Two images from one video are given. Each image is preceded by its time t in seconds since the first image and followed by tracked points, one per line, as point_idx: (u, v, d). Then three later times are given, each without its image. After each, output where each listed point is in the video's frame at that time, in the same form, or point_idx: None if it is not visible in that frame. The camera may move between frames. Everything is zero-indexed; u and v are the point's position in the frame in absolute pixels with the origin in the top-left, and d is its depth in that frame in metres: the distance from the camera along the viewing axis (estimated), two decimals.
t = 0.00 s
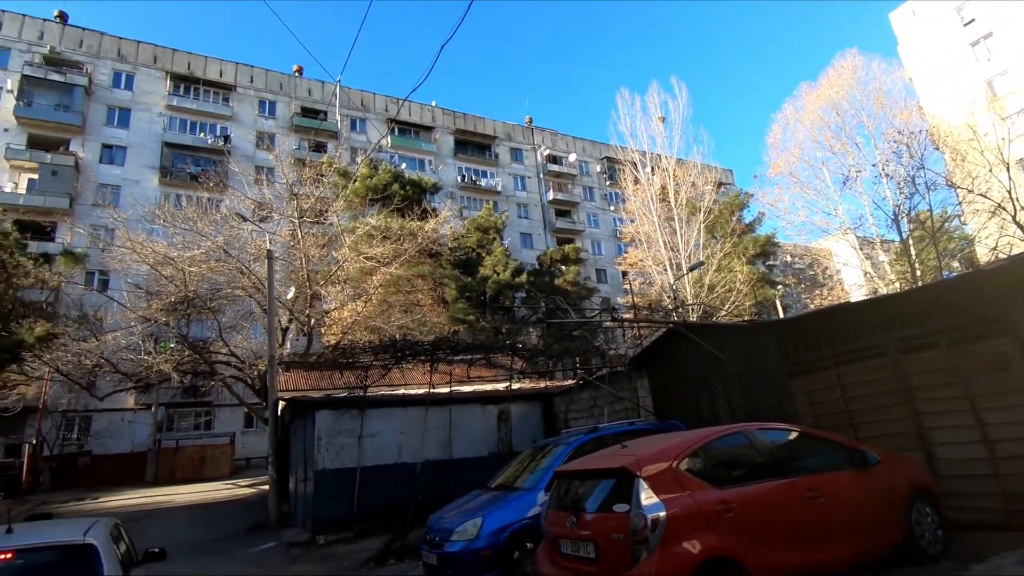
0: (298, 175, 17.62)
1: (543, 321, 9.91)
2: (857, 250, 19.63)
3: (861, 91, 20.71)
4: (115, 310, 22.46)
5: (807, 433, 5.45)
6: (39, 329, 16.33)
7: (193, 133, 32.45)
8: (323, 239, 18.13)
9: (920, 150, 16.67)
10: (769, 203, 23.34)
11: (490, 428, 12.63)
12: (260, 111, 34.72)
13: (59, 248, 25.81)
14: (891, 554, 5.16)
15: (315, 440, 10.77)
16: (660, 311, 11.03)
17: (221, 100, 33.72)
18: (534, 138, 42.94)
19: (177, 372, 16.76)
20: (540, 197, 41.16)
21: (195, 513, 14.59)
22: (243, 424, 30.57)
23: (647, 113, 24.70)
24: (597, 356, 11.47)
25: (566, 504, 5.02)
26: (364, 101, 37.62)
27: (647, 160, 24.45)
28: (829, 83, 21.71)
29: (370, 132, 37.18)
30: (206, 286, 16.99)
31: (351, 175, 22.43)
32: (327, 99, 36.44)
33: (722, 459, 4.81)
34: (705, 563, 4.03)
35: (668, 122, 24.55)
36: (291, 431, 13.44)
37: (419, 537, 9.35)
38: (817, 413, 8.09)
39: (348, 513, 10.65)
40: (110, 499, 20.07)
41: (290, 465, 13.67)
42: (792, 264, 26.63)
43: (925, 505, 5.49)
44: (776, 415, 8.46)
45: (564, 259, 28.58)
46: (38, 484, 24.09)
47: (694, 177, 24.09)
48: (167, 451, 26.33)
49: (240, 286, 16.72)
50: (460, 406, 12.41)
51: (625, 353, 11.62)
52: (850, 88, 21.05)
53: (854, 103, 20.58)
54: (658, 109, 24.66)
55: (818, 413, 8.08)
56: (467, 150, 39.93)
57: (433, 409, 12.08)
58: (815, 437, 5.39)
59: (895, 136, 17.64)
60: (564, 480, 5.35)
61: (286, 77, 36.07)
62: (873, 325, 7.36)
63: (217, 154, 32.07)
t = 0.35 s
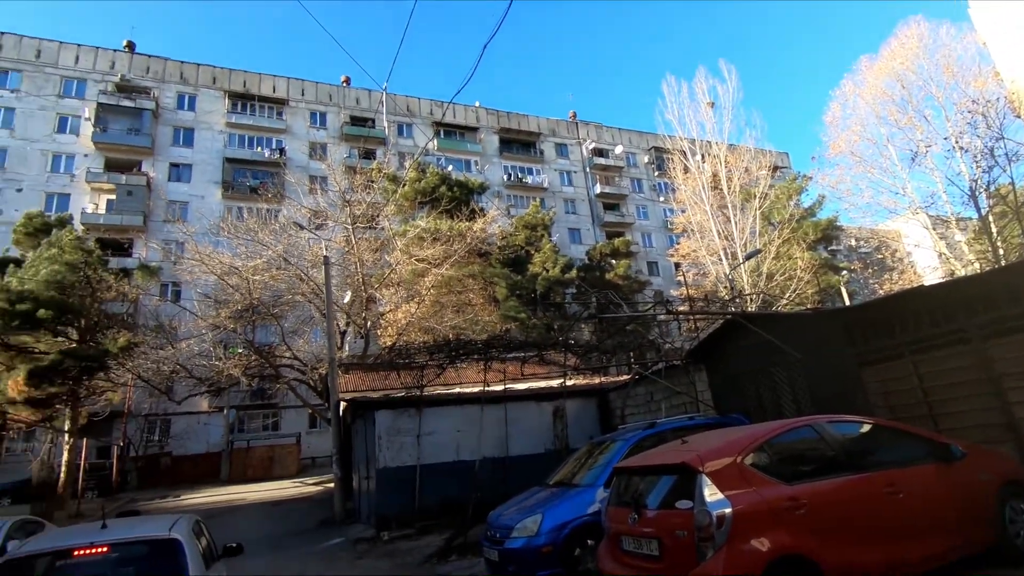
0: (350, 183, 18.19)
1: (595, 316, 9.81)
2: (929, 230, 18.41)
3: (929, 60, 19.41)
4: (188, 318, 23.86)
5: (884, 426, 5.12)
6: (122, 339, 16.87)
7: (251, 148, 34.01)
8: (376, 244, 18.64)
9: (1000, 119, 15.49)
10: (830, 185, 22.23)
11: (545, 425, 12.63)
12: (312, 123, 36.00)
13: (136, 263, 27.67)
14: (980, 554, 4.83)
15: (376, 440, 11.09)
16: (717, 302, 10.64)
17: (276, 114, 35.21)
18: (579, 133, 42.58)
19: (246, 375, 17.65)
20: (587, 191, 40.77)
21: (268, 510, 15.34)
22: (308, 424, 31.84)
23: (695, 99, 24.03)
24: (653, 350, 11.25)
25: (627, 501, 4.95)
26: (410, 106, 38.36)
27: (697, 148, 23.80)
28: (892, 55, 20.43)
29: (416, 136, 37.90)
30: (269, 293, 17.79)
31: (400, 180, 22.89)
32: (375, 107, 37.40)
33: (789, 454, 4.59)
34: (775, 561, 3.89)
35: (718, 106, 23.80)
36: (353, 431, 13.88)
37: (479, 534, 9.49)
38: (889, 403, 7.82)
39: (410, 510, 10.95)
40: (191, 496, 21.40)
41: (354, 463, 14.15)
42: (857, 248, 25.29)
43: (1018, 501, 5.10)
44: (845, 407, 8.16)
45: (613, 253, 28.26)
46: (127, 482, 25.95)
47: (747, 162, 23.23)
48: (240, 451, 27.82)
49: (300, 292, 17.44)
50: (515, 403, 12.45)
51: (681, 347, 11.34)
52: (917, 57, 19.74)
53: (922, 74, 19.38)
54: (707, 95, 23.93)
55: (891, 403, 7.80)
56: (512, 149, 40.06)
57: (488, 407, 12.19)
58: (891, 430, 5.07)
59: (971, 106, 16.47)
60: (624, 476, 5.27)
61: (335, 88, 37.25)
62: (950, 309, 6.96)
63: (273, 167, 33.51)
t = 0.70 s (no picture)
0: (402, 186, 18.62)
1: (652, 308, 9.59)
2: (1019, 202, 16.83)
3: (1012, 14, 17.55)
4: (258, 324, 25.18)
5: (972, 415, 4.74)
6: (199, 346, 18.05)
7: (308, 158, 35.40)
8: (430, 245, 19.04)
9: None
10: (901, 160, 20.82)
11: (605, 419, 12.51)
12: (364, 130, 37.06)
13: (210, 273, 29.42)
14: None
15: (438, 437, 11.32)
16: (782, 288, 10.13)
17: (330, 124, 36.51)
18: (628, 122, 41.81)
19: (313, 377, 18.46)
20: (638, 181, 40.00)
21: (339, 506, 16.01)
22: (373, 423, 32.93)
23: (749, 79, 23.07)
24: (714, 341, 10.90)
25: (693, 495, 4.83)
26: (456, 107, 38.86)
27: (753, 130, 22.86)
28: (969, 12, 18.64)
29: (464, 136, 38.33)
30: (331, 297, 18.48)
31: (450, 181, 23.22)
32: (423, 110, 38.11)
33: (867, 445, 4.32)
34: (855, 558, 3.70)
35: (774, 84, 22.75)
36: (415, 428, 14.22)
37: (544, 528, 9.53)
38: (980, 390, 7.41)
39: (474, 505, 11.14)
40: (267, 493, 22.62)
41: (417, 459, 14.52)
42: (934, 226, 23.64)
43: None
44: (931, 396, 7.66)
45: (668, 243, 27.63)
46: (209, 480, 27.75)
47: (808, 141, 22.11)
48: (310, 449, 29.14)
49: (359, 295, 18.03)
50: (573, 398, 12.39)
51: (744, 337, 10.92)
52: (998, 13, 17.88)
53: (1004, 33, 17.81)
54: (762, 73, 22.93)
55: (981, 390, 7.38)
56: (560, 142, 39.83)
57: (547, 402, 12.18)
58: (982, 419, 4.69)
59: None
60: (689, 470, 5.14)
61: (384, 95, 38.18)
62: None
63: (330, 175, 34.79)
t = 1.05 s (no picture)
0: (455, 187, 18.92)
1: (714, 297, 9.29)
2: None
3: None
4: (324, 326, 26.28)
5: None
6: (271, 349, 19.21)
7: (365, 164, 36.56)
8: (484, 243, 19.29)
9: None
10: (987, 127, 19.24)
11: (668, 412, 12.27)
12: (416, 133, 37.87)
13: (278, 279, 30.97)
14: None
15: (500, 433, 11.45)
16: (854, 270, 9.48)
17: (384, 130, 37.53)
18: (681, 107, 40.62)
19: (378, 376, 19.13)
20: (694, 167, 38.85)
21: (407, 500, 16.55)
22: (436, 419, 33.72)
23: (811, 52, 21.88)
24: (781, 329, 10.39)
25: (764, 489, 4.65)
26: (505, 104, 39.05)
27: (817, 105, 21.69)
28: None
29: (514, 133, 38.43)
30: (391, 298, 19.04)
31: (502, 178, 23.35)
32: (472, 109, 38.53)
33: (956, 435, 4.03)
34: (946, 555, 3.48)
35: (838, 56, 21.48)
36: (477, 424, 14.44)
37: (609, 523, 9.46)
38: None
39: (539, 499, 11.24)
40: (340, 488, 23.67)
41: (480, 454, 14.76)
42: None
43: None
44: None
45: (728, 229, 26.73)
46: (286, 476, 29.32)
47: (879, 113, 20.75)
48: (377, 446, 30.21)
49: (418, 295, 18.49)
50: (635, 391, 12.20)
51: (815, 323, 10.36)
52: None
53: None
54: (824, 45, 21.70)
55: None
56: (611, 132, 39.23)
57: (607, 396, 12.03)
58: None
59: None
60: (759, 463, 4.96)
61: (434, 97, 38.83)
62: None
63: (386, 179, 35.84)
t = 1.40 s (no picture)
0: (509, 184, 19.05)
1: (782, 284, 8.88)
2: None
3: None
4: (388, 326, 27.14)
5: None
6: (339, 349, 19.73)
7: (420, 167, 37.39)
8: (540, 239, 19.33)
9: None
10: None
11: (737, 405, 11.86)
12: (468, 133, 38.35)
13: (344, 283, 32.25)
14: None
15: (563, 428, 11.45)
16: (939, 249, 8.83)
17: (437, 132, 38.23)
18: (739, 87, 39.01)
19: (441, 374, 19.57)
20: (756, 149, 37.26)
21: (474, 495, 16.87)
22: (499, 416, 34.12)
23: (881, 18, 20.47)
24: (857, 316, 9.84)
25: (845, 484, 4.42)
26: (556, 98, 38.88)
27: (890, 75, 20.28)
28: None
29: (566, 126, 38.18)
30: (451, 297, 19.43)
31: (556, 173, 23.27)
32: (523, 106, 38.60)
33: None
34: None
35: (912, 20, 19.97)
36: (540, 420, 14.49)
37: (677, 518, 9.28)
38: None
39: (605, 495, 11.17)
40: (409, 483, 24.43)
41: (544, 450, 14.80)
42: None
43: None
44: None
45: (796, 212, 25.48)
46: (358, 472, 30.54)
47: (963, 77, 19.14)
48: (443, 442, 30.91)
49: (477, 293, 18.77)
50: (701, 383, 11.87)
51: (895, 309, 9.73)
52: None
53: None
54: (896, 9, 20.24)
55: None
56: (666, 119, 38.21)
57: (672, 389, 11.77)
58: None
59: None
60: (837, 457, 4.72)
61: (485, 96, 39.16)
62: None
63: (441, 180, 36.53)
